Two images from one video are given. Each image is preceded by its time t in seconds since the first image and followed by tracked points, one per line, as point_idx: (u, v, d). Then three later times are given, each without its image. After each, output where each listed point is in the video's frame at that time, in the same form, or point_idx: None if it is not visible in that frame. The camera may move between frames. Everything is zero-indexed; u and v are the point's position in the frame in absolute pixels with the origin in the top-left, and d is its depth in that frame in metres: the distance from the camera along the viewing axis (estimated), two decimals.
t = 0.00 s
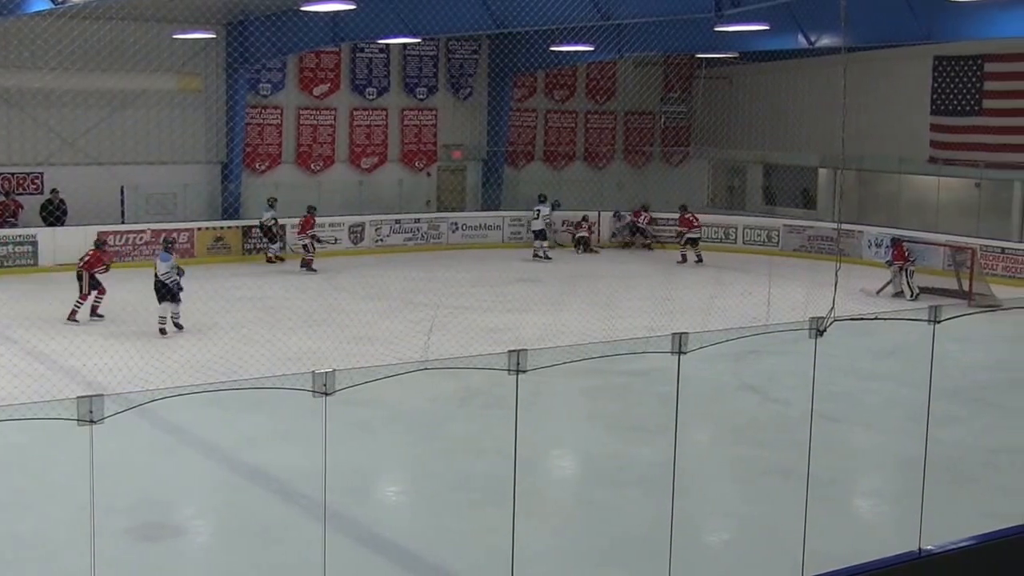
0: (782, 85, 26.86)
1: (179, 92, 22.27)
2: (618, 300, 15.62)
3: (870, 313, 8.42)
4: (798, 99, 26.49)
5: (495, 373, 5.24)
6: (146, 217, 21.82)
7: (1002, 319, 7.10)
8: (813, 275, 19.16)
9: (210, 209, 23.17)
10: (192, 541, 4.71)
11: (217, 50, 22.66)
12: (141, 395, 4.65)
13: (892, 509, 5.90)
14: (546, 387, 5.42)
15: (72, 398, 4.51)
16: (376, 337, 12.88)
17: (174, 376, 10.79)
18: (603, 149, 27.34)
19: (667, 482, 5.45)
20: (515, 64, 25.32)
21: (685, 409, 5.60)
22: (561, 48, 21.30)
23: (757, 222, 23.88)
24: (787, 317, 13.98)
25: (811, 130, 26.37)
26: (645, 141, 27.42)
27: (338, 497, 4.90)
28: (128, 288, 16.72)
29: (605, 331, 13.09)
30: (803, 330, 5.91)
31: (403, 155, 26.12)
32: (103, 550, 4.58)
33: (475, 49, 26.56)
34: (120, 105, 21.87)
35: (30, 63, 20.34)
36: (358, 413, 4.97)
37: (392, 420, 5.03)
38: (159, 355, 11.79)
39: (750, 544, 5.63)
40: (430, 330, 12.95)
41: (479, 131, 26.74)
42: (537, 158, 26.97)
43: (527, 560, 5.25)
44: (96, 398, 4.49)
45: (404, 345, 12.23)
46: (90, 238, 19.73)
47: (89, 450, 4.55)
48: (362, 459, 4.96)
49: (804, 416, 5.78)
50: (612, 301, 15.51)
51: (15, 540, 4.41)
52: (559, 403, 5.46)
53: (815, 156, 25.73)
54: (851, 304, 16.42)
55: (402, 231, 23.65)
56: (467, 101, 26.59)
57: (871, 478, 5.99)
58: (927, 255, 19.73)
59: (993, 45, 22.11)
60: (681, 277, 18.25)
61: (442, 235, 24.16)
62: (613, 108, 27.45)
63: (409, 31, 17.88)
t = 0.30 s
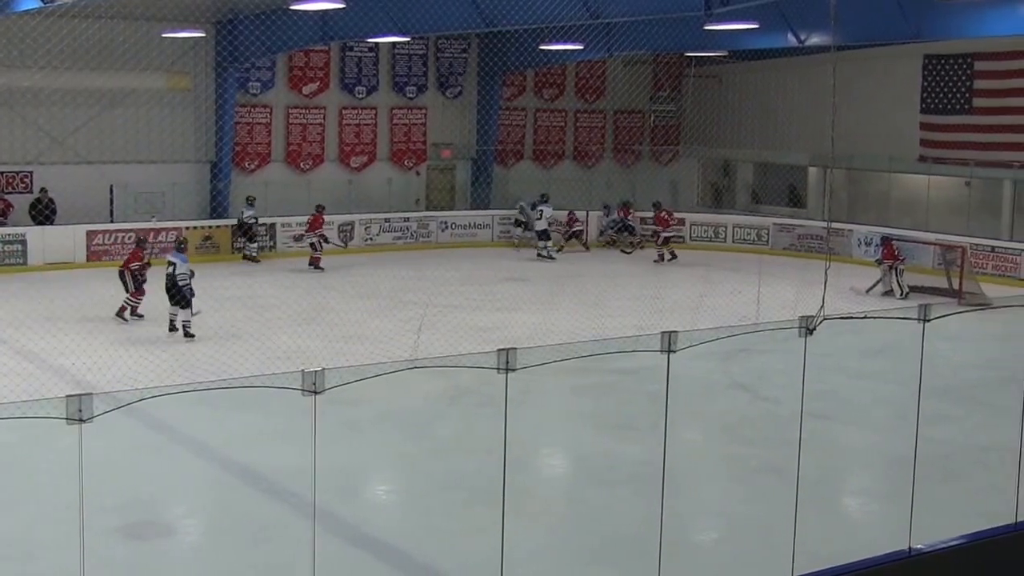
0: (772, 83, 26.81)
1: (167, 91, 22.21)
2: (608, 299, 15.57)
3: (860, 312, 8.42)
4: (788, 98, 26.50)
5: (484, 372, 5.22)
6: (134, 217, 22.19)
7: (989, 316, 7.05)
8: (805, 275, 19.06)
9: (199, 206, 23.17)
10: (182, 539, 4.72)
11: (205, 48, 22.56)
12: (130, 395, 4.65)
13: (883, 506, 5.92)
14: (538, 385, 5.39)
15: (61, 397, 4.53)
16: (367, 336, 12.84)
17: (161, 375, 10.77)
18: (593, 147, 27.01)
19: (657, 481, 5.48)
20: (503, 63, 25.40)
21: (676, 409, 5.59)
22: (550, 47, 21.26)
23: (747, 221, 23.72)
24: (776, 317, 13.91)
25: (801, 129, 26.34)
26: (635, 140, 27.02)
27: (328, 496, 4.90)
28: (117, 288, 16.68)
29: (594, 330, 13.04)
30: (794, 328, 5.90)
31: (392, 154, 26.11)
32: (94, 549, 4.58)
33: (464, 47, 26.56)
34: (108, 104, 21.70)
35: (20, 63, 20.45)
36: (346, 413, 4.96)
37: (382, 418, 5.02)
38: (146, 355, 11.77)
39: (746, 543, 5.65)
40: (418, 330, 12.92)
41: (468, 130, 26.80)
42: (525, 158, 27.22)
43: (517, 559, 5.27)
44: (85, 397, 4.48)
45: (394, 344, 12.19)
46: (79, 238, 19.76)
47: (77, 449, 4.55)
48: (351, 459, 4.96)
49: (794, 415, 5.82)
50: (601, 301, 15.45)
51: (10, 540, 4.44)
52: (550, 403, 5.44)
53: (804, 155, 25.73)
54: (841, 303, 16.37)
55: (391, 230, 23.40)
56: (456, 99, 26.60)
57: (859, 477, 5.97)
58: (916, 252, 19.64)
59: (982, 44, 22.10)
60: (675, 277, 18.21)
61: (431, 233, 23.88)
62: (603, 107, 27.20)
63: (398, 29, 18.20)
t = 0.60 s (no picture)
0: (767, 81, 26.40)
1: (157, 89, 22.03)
2: (601, 299, 15.47)
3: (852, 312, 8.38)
4: (782, 96, 25.92)
5: (475, 373, 5.20)
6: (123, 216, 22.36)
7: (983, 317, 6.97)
8: (800, 274, 18.94)
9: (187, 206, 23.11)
10: (170, 541, 4.68)
11: (195, 46, 22.30)
12: (119, 396, 4.69)
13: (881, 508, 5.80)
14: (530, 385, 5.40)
15: (49, 398, 4.49)
16: (358, 336, 12.75)
17: (149, 376, 10.71)
18: (585, 147, 26.95)
19: (652, 484, 5.41)
20: (495, 61, 25.11)
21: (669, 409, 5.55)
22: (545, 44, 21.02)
23: (743, 219, 23.48)
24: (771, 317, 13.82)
25: (796, 126, 25.88)
26: (629, 138, 27.00)
27: (317, 497, 4.83)
28: (109, 288, 16.58)
29: (586, 330, 12.95)
30: (788, 327, 5.88)
31: (384, 153, 25.60)
32: (81, 552, 4.53)
33: (456, 45, 25.86)
34: (96, 103, 21.52)
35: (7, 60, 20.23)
36: (337, 414, 4.93)
37: (374, 419, 5.01)
38: (134, 356, 11.70)
39: (742, 544, 5.54)
40: (410, 330, 12.83)
41: (459, 128, 26.38)
42: (518, 156, 26.81)
43: (511, 561, 5.19)
44: (73, 399, 4.46)
45: (385, 344, 12.11)
46: (66, 237, 19.57)
47: (66, 450, 4.53)
48: (342, 460, 4.90)
49: (790, 415, 5.70)
50: (595, 301, 15.35)
51: None
52: (543, 404, 5.47)
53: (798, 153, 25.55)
54: (836, 302, 16.29)
55: (383, 229, 22.82)
56: (449, 97, 26.11)
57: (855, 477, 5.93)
58: (912, 251, 19.53)
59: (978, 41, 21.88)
60: (671, 276, 18.12)
61: (422, 233, 23.32)
62: (595, 105, 26.96)
63: (390, 26, 18.06)
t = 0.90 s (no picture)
0: (768, 79, 25.41)
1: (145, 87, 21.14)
2: (599, 303, 15.20)
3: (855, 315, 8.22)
4: (784, 93, 25.05)
5: (471, 377, 5.10)
6: (111, 217, 21.12)
7: (982, 319, 6.83)
8: (802, 277, 18.71)
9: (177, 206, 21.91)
10: (159, 549, 4.58)
11: (185, 42, 21.45)
12: (106, 402, 4.57)
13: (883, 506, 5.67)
14: (527, 390, 5.30)
15: (36, 404, 4.40)
16: (352, 340, 12.52)
17: (139, 381, 10.52)
18: (583, 145, 26.03)
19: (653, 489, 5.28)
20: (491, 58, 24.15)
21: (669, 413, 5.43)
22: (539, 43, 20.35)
23: (744, 220, 22.91)
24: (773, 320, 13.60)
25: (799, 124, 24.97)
26: (628, 136, 25.95)
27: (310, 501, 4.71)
28: (100, 289, 16.38)
29: (583, 333, 12.73)
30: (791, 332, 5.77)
31: (377, 152, 24.61)
32: (67, 560, 4.43)
33: (451, 42, 24.86)
34: (85, 100, 20.61)
35: None
36: (330, 418, 4.82)
37: (367, 424, 4.90)
38: (123, 360, 11.51)
39: (742, 547, 5.44)
40: (404, 333, 12.49)
41: (454, 126, 25.30)
42: (514, 155, 25.90)
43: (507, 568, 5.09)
44: (60, 403, 4.35)
45: (378, 348, 11.88)
46: (54, 238, 18.70)
47: (53, 457, 4.41)
48: (335, 465, 4.79)
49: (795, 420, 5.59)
50: (593, 303, 15.11)
51: None
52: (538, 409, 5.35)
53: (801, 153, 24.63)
54: (839, 305, 16.06)
55: (376, 230, 21.50)
56: (445, 96, 25.03)
57: (859, 482, 5.78)
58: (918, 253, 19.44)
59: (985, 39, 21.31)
60: (672, 279, 17.85)
61: (417, 234, 21.89)
62: (593, 103, 26.16)
63: (383, 23, 18.33)
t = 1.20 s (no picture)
0: (777, 76, 23.91)
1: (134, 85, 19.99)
2: (602, 308, 14.83)
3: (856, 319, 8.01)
4: (794, 89, 23.70)
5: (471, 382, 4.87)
6: (98, 218, 19.59)
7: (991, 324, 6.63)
8: (809, 280, 18.40)
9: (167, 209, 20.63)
10: (147, 562, 4.41)
11: (177, 38, 20.36)
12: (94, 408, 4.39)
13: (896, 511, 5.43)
14: (529, 396, 5.13)
15: (20, 411, 4.19)
16: (348, 343, 12.16)
17: (129, 389, 10.18)
18: (586, 145, 24.60)
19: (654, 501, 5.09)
20: (493, 54, 23.05)
21: (673, 420, 5.27)
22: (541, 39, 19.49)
23: (752, 222, 22.07)
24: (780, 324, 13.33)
25: (808, 122, 23.58)
26: (631, 135, 24.72)
27: (300, 514, 4.57)
28: (90, 291, 16.00)
29: (584, 339, 12.44)
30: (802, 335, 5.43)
31: (373, 152, 23.24)
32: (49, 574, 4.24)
33: (451, 39, 23.67)
34: (75, 98, 19.53)
35: None
36: (325, 426, 4.65)
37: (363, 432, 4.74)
38: (114, 367, 11.15)
39: (747, 562, 5.09)
40: (403, 339, 12.16)
41: (453, 124, 23.98)
42: (515, 155, 24.48)
43: None
44: (45, 411, 4.14)
45: (377, 353, 11.54)
46: (39, 241, 17.64)
47: (36, 466, 4.20)
48: (330, 474, 4.65)
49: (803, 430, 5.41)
50: (595, 309, 14.73)
51: None
52: (543, 417, 5.21)
53: (812, 152, 23.12)
54: (847, 310, 15.80)
55: (374, 232, 20.79)
56: (444, 94, 23.72)
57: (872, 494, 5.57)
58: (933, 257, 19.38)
59: (1008, 32, 20.63)
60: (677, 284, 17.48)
61: (416, 237, 21.23)
62: (597, 101, 24.66)
63: (379, 19, 17.52)
